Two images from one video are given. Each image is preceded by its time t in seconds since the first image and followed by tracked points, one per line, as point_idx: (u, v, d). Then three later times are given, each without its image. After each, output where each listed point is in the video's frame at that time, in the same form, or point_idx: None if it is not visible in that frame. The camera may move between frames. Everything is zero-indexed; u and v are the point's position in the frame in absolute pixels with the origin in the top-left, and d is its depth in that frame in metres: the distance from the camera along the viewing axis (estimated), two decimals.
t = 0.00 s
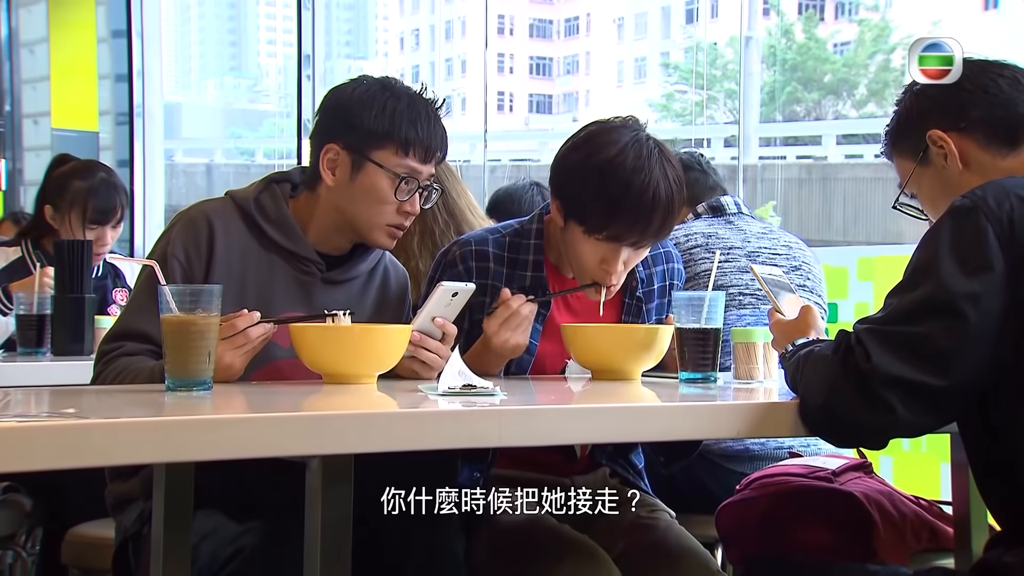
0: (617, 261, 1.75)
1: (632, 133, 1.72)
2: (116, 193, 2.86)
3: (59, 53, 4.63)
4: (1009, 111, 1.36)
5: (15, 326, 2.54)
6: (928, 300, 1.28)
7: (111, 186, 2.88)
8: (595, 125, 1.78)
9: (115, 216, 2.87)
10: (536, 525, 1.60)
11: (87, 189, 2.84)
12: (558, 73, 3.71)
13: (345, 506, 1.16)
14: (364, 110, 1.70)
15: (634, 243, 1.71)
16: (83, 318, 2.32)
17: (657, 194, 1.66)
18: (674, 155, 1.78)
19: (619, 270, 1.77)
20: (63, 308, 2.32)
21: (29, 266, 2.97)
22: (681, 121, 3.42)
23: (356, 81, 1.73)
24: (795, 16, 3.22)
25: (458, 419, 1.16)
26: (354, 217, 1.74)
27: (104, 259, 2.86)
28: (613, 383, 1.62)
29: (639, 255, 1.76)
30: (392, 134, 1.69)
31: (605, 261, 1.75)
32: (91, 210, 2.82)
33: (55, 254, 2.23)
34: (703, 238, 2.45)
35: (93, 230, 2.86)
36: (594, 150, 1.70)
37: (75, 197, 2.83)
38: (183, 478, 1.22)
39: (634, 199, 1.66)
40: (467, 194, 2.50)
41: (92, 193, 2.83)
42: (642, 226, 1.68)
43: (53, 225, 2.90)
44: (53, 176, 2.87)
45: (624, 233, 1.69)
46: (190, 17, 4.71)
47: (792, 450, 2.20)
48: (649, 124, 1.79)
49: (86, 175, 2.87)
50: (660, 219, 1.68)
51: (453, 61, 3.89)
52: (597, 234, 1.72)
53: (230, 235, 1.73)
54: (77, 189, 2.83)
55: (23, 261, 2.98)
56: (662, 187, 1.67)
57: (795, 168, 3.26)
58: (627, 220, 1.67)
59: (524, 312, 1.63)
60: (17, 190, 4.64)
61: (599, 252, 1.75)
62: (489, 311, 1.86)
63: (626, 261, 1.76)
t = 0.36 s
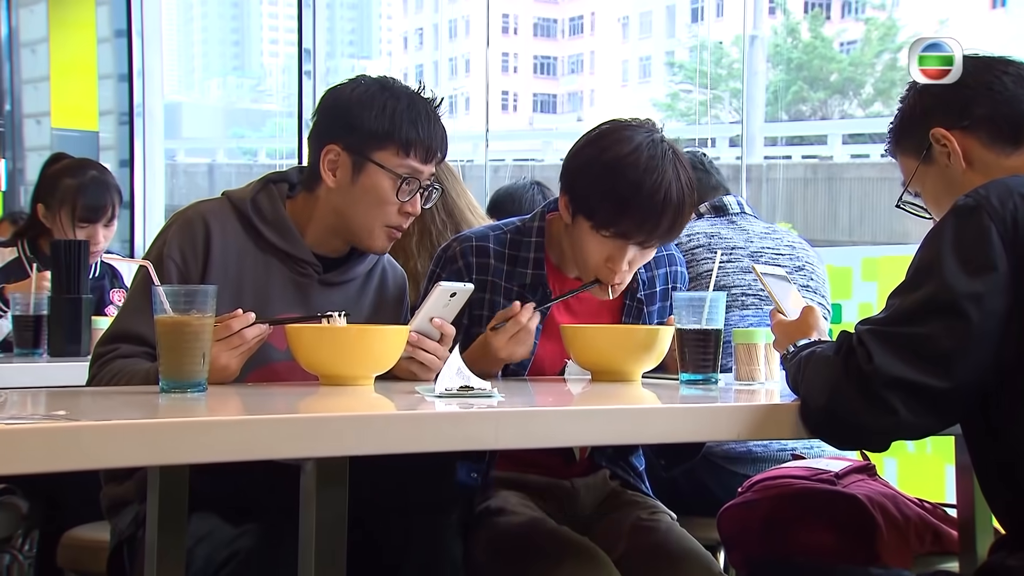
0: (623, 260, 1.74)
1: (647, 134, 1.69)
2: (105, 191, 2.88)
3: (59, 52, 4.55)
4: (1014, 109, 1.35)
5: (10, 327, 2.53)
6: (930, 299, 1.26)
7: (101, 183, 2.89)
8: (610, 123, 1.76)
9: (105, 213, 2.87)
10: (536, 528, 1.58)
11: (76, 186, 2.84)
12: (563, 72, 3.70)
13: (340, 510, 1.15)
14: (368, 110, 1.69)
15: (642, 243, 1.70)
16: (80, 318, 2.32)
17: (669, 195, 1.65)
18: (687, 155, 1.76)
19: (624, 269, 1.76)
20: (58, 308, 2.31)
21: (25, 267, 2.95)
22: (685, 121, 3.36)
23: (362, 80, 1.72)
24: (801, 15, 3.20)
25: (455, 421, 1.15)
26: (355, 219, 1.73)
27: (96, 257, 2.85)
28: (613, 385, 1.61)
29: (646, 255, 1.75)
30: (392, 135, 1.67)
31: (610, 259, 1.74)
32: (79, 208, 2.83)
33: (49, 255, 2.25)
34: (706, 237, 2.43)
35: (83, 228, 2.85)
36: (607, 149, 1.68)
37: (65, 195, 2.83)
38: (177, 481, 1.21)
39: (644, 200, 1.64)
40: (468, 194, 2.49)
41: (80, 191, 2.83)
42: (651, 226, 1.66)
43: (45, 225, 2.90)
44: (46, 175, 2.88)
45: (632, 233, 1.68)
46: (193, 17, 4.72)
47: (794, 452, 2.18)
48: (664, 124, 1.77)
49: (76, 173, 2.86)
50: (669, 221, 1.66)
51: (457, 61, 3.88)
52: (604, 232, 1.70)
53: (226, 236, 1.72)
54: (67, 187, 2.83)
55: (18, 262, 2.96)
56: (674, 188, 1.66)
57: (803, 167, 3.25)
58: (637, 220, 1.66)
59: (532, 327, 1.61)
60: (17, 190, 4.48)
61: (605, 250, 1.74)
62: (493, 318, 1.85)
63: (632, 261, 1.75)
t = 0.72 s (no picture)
0: (623, 256, 1.72)
1: (651, 127, 1.68)
2: (95, 190, 2.84)
3: (62, 51, 4.52)
4: (1017, 107, 1.33)
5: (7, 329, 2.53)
6: (932, 301, 1.25)
7: (91, 183, 2.84)
8: (611, 116, 1.75)
9: (95, 213, 2.84)
10: (536, 530, 1.58)
11: (66, 185, 2.80)
12: (569, 72, 3.67)
13: (335, 514, 1.13)
14: (368, 108, 1.68)
15: (644, 239, 1.69)
16: (78, 318, 2.32)
17: (671, 190, 1.64)
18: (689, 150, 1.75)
19: (626, 265, 1.74)
20: (57, 309, 2.32)
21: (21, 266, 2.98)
22: (692, 121, 3.33)
23: (362, 79, 1.70)
24: (809, 13, 3.18)
25: (451, 423, 1.13)
26: (356, 220, 1.72)
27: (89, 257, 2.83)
28: (614, 386, 1.59)
29: (647, 251, 1.74)
30: (394, 135, 1.67)
31: (611, 255, 1.73)
32: (67, 207, 2.80)
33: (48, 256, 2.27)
34: (709, 238, 2.41)
35: (74, 227, 2.82)
36: (609, 143, 1.67)
37: (55, 194, 2.80)
38: (172, 485, 1.19)
39: (647, 195, 1.63)
40: (470, 194, 2.47)
41: (69, 189, 2.80)
42: (653, 222, 1.65)
43: (39, 223, 2.88)
44: (41, 172, 2.87)
45: (633, 228, 1.67)
46: (199, 16, 4.78)
47: (799, 454, 2.16)
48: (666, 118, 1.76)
49: (67, 171, 2.83)
50: (672, 216, 1.65)
51: (463, 60, 3.92)
52: (605, 227, 1.69)
53: (222, 237, 1.71)
54: (57, 185, 2.80)
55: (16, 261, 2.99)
56: (676, 184, 1.65)
57: (810, 167, 3.20)
58: (638, 216, 1.65)
59: (513, 314, 1.60)
60: (19, 191, 4.42)
61: (606, 247, 1.72)
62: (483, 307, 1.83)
63: (633, 257, 1.73)
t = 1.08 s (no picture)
0: (615, 250, 1.71)
1: (626, 116, 1.70)
2: (87, 190, 2.83)
3: (63, 51, 4.53)
4: (1017, 106, 1.31)
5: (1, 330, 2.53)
6: (935, 301, 1.23)
7: (85, 183, 2.83)
8: (589, 109, 1.77)
9: (87, 212, 2.84)
10: (536, 535, 1.54)
11: (57, 185, 2.80)
12: (575, 71, 3.63)
13: (326, 518, 1.12)
14: (359, 106, 1.67)
15: (632, 229, 1.68)
16: (75, 319, 2.31)
17: (652, 178, 1.64)
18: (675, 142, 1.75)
19: (619, 259, 1.73)
20: (53, 311, 2.31)
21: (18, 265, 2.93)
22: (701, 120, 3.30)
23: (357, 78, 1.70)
24: (818, 13, 3.15)
25: (445, 425, 1.12)
26: (355, 221, 1.70)
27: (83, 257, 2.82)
28: (614, 388, 1.57)
29: (638, 244, 1.73)
30: (393, 134, 1.66)
31: (602, 251, 1.72)
32: (58, 207, 2.80)
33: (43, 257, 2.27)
34: (711, 237, 2.39)
35: (65, 227, 2.82)
36: (589, 136, 1.69)
37: (46, 193, 2.80)
38: (163, 489, 1.18)
39: (628, 184, 1.64)
40: (469, 194, 2.47)
41: (60, 189, 2.79)
42: (638, 212, 1.65)
43: (32, 223, 2.87)
44: (35, 171, 2.86)
45: (619, 220, 1.67)
46: (205, 16, 4.75)
47: (803, 457, 2.14)
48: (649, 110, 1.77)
49: (60, 170, 2.82)
50: (656, 205, 1.65)
51: (469, 60, 3.85)
52: (592, 221, 1.69)
53: (218, 238, 1.70)
54: (48, 185, 2.80)
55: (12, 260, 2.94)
56: (658, 172, 1.65)
57: (818, 167, 3.18)
58: (623, 207, 1.65)
59: (513, 309, 1.59)
60: (21, 189, 4.41)
61: (597, 242, 1.72)
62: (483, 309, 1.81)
63: (625, 250, 1.72)
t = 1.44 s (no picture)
0: (607, 252, 1.72)
1: (611, 116, 1.71)
2: (85, 190, 2.82)
3: (65, 52, 4.60)
4: None
5: None
6: (935, 302, 1.21)
7: (82, 183, 2.82)
8: (572, 111, 1.78)
9: (84, 212, 2.83)
10: (531, 540, 1.52)
11: (54, 184, 2.79)
12: (582, 72, 3.55)
13: (316, 522, 1.11)
14: (355, 108, 1.66)
15: (623, 231, 1.69)
16: (70, 321, 2.33)
17: (640, 179, 1.65)
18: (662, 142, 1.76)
19: (611, 260, 1.74)
20: (49, 312, 2.32)
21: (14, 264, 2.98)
22: (709, 121, 3.29)
23: (353, 78, 1.69)
24: (826, 12, 3.15)
25: (438, 429, 1.10)
26: (352, 223, 1.69)
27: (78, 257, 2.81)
28: (613, 390, 1.56)
29: (631, 246, 1.74)
30: (393, 137, 1.65)
31: (594, 252, 1.73)
32: (55, 206, 2.79)
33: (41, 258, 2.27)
34: (714, 238, 2.37)
35: (62, 227, 2.82)
36: (575, 138, 1.70)
37: (42, 193, 2.79)
38: (153, 494, 1.17)
39: (617, 186, 1.65)
40: (470, 194, 2.45)
41: (57, 188, 2.78)
42: (628, 214, 1.66)
43: (28, 222, 2.87)
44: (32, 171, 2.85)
45: (610, 223, 1.67)
46: (211, 16, 4.67)
47: (805, 460, 2.12)
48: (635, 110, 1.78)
49: (56, 170, 2.80)
50: (646, 205, 1.66)
51: (476, 60, 3.80)
52: (582, 225, 1.70)
53: (210, 239, 1.69)
54: (45, 185, 2.79)
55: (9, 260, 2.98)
56: (646, 173, 1.66)
57: (825, 167, 3.16)
58: (612, 209, 1.66)
59: (500, 310, 1.58)
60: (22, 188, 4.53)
61: (589, 245, 1.72)
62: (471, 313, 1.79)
63: (617, 253, 1.73)
